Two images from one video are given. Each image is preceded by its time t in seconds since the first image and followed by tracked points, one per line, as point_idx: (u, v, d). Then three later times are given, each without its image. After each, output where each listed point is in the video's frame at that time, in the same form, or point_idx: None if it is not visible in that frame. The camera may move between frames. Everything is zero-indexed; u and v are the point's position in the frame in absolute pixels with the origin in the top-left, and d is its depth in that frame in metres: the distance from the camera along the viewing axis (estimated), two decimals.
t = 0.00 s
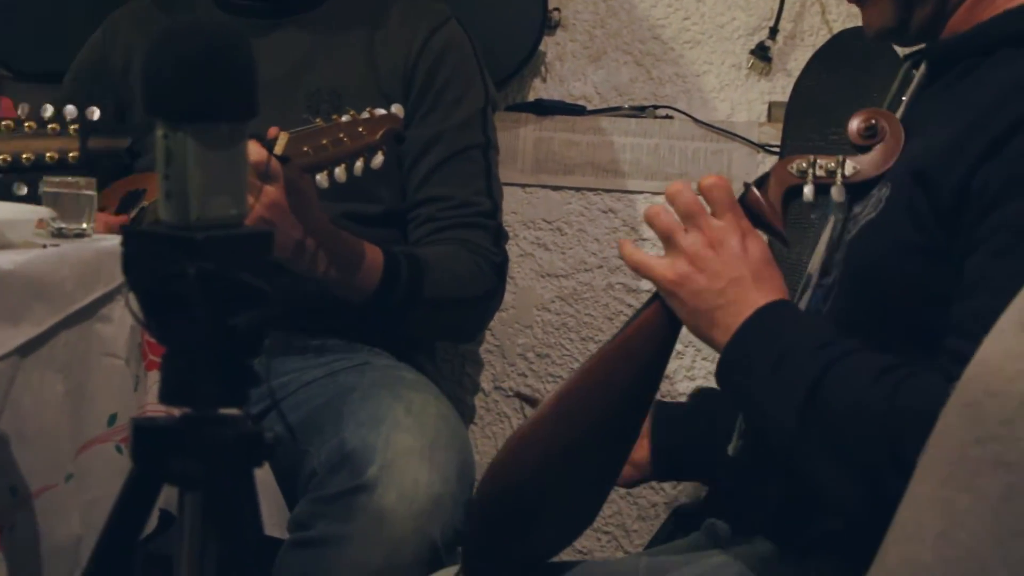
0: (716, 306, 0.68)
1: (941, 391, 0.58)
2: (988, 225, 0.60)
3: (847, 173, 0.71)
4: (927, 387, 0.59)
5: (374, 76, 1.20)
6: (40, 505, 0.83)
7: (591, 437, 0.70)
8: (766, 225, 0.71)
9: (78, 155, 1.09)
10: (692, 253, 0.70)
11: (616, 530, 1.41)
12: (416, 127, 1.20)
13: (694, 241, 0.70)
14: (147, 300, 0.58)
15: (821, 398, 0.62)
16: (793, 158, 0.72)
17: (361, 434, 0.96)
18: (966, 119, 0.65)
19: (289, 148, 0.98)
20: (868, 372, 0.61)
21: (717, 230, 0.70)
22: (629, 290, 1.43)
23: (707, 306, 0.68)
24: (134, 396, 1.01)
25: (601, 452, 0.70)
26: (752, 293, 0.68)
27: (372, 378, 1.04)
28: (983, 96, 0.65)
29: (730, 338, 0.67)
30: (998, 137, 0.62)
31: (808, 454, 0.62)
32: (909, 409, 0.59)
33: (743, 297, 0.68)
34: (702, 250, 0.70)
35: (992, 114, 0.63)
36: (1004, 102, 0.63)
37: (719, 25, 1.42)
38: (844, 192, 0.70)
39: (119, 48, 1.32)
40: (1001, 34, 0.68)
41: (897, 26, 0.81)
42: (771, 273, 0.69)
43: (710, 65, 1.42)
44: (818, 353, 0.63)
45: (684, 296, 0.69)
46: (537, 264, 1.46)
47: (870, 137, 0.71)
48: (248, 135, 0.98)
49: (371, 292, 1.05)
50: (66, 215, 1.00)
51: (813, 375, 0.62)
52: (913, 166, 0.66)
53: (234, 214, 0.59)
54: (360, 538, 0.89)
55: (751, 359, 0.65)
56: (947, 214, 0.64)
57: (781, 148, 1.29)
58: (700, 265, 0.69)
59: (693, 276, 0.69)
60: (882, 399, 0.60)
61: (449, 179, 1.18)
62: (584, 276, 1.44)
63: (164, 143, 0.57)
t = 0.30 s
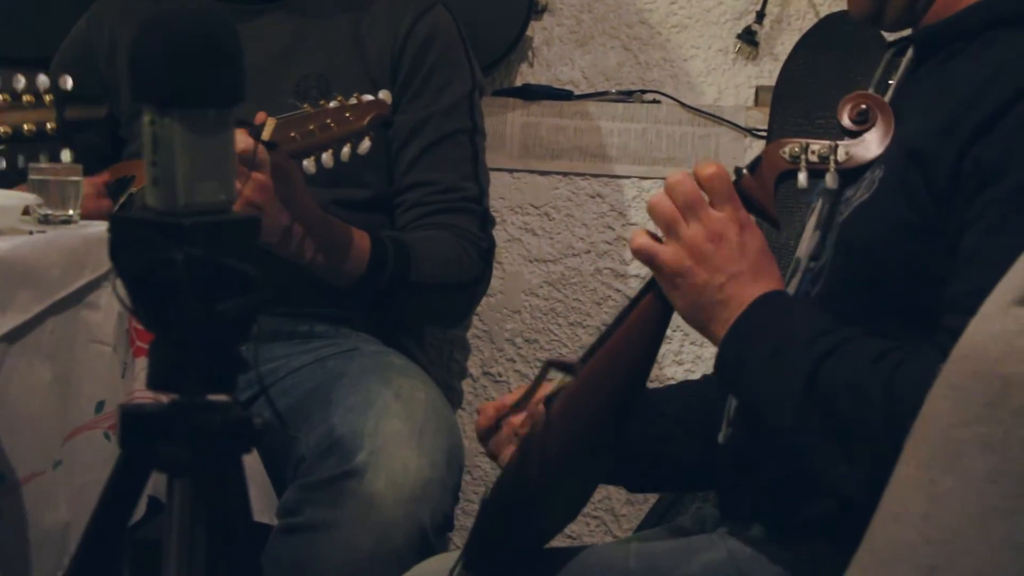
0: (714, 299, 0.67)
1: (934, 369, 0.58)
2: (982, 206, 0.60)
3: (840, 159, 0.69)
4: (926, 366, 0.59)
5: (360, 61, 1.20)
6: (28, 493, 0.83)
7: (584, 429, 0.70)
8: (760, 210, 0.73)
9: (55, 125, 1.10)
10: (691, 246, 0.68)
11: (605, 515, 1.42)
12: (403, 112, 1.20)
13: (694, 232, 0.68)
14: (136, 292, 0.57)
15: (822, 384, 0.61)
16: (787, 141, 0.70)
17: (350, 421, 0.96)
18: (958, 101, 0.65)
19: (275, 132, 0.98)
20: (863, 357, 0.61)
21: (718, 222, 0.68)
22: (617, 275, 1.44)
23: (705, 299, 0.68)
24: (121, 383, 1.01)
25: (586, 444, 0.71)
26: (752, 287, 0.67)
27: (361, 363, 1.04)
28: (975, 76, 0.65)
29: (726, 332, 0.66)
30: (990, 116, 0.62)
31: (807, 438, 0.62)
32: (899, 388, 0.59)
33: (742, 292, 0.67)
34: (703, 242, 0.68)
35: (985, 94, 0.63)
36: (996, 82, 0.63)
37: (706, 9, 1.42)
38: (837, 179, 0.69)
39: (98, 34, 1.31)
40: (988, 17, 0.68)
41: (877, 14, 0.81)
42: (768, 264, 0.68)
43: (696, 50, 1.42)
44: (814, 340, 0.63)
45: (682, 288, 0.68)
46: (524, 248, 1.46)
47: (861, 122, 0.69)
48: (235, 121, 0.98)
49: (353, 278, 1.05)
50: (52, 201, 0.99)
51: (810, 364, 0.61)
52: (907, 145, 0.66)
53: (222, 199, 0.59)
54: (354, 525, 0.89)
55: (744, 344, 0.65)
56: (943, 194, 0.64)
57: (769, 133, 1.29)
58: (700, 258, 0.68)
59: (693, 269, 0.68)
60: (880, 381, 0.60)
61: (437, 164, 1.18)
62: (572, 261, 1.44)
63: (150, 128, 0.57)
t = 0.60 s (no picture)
0: (700, 291, 0.67)
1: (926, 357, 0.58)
2: (975, 197, 0.60)
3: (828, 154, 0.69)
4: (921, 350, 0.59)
5: (350, 54, 1.20)
6: (20, 487, 0.83)
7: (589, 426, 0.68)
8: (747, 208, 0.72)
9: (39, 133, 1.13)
10: (669, 241, 0.69)
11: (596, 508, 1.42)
12: (393, 105, 1.19)
13: (669, 227, 0.69)
14: (127, 283, 0.57)
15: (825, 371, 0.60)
16: (773, 138, 0.71)
17: (340, 414, 0.96)
18: (948, 90, 0.65)
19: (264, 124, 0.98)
20: (867, 345, 0.60)
21: (691, 215, 0.69)
22: (607, 267, 1.43)
23: (691, 291, 0.67)
24: (112, 377, 1.01)
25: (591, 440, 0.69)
26: (733, 276, 0.67)
27: (350, 356, 1.04)
28: (965, 65, 0.65)
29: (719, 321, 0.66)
30: (982, 103, 0.62)
31: (808, 429, 0.61)
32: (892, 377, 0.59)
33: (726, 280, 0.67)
34: (679, 236, 0.69)
35: (975, 82, 0.63)
36: (987, 68, 0.63)
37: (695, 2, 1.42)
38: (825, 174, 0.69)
39: (87, 28, 1.31)
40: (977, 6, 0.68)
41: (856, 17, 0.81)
42: (747, 255, 0.69)
43: (686, 42, 1.42)
44: (815, 328, 0.62)
45: (665, 284, 0.68)
46: (514, 241, 1.46)
47: (848, 118, 0.69)
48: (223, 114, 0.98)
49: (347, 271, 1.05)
50: (43, 196, 0.99)
51: (810, 353, 0.61)
52: (895, 140, 0.66)
53: (212, 194, 0.59)
54: (346, 519, 0.89)
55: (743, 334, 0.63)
56: (934, 184, 0.64)
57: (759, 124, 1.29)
58: (679, 251, 0.68)
59: (673, 262, 0.68)
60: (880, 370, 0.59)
61: (427, 157, 1.18)
62: (563, 254, 1.44)
63: (140, 122, 0.58)
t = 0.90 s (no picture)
0: (692, 294, 0.68)
1: (914, 354, 0.58)
2: (949, 180, 0.60)
3: (819, 152, 0.71)
4: (902, 347, 0.59)
5: (349, 57, 1.20)
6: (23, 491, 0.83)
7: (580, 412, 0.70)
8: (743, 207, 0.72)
9: (58, 131, 1.20)
10: (669, 241, 0.70)
11: (597, 510, 1.42)
12: (395, 110, 1.20)
13: (673, 228, 0.71)
14: (131, 287, 0.57)
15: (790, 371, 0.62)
16: (766, 136, 0.72)
17: (334, 413, 0.96)
18: (930, 84, 0.65)
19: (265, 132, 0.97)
20: (832, 343, 0.62)
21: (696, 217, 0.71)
22: (608, 270, 1.44)
23: (682, 294, 0.69)
24: (113, 380, 1.01)
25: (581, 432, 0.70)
26: (726, 283, 0.68)
27: (348, 358, 1.04)
28: (950, 58, 0.65)
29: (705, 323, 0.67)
30: (959, 95, 0.61)
31: (780, 422, 0.62)
32: (878, 374, 0.59)
33: (719, 286, 0.68)
34: (680, 237, 0.70)
35: (953, 76, 0.63)
36: (968, 62, 0.63)
37: (695, 4, 1.42)
38: (816, 170, 0.70)
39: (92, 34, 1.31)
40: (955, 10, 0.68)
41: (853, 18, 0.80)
42: (743, 265, 0.70)
43: (686, 44, 1.42)
44: (788, 329, 0.64)
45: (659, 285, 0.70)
46: (515, 244, 1.46)
47: (839, 116, 0.71)
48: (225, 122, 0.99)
49: (346, 275, 1.05)
50: (43, 198, 0.99)
51: (780, 352, 0.62)
52: (879, 134, 0.66)
53: (212, 196, 0.59)
54: (340, 519, 0.89)
55: (723, 330, 0.65)
56: (909, 177, 0.64)
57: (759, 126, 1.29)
58: (678, 252, 0.70)
59: (670, 262, 0.70)
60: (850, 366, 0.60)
61: (427, 160, 1.18)
62: (563, 256, 1.45)
63: (141, 126, 0.58)
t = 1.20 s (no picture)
0: (681, 289, 0.67)
1: (915, 350, 0.58)
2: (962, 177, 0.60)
3: (821, 153, 0.71)
4: (906, 337, 0.59)
5: (352, 58, 1.20)
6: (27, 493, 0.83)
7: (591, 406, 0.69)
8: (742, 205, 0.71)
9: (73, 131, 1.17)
10: (653, 240, 0.69)
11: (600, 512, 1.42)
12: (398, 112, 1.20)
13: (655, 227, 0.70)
14: (133, 291, 0.57)
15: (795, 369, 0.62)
16: (767, 138, 0.71)
17: (338, 415, 0.96)
18: (933, 82, 0.65)
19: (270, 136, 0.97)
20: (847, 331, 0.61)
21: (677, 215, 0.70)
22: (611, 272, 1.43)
23: (671, 290, 0.67)
24: (117, 382, 1.01)
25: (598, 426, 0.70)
26: (716, 275, 0.67)
27: (351, 360, 1.03)
28: (953, 57, 0.65)
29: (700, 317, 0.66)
30: (968, 92, 0.62)
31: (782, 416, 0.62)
32: (879, 371, 0.59)
33: (709, 278, 0.67)
34: (664, 235, 0.69)
35: (956, 75, 0.63)
36: (971, 59, 0.63)
37: (699, 5, 1.42)
38: (818, 170, 0.70)
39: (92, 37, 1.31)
40: (955, 11, 0.68)
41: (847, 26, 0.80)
42: (732, 259, 0.69)
43: (690, 46, 1.43)
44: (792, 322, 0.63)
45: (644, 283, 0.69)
46: (518, 246, 1.46)
47: (840, 118, 0.71)
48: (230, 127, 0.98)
49: (350, 277, 1.06)
50: (47, 201, 0.99)
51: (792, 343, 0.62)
52: (887, 131, 0.66)
53: (217, 199, 0.59)
54: (344, 518, 0.89)
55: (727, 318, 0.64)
56: (918, 173, 0.64)
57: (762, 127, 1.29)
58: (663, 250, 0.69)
59: (657, 260, 0.69)
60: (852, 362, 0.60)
61: (430, 162, 1.18)
62: (566, 258, 1.44)
63: (144, 129, 0.58)
